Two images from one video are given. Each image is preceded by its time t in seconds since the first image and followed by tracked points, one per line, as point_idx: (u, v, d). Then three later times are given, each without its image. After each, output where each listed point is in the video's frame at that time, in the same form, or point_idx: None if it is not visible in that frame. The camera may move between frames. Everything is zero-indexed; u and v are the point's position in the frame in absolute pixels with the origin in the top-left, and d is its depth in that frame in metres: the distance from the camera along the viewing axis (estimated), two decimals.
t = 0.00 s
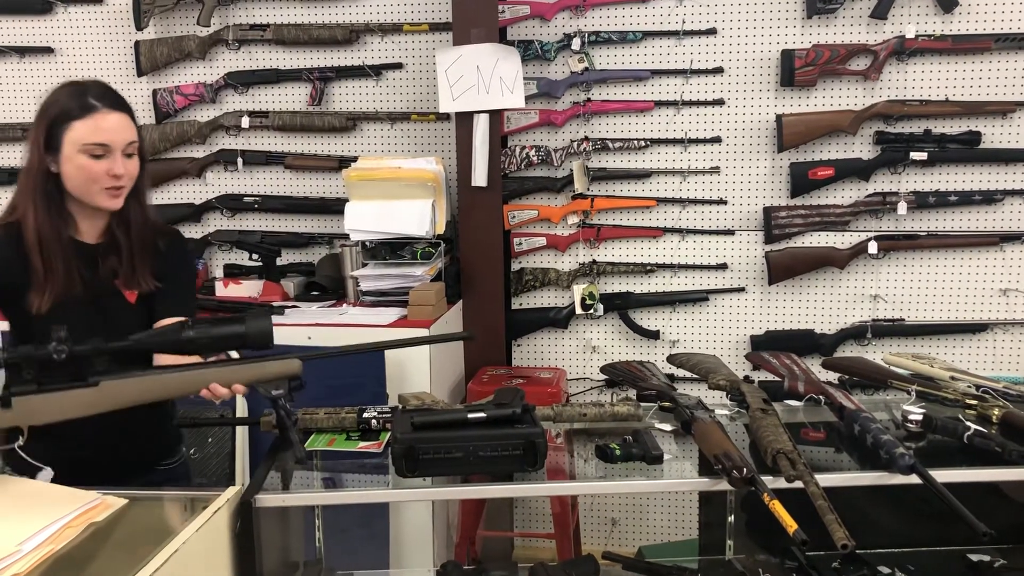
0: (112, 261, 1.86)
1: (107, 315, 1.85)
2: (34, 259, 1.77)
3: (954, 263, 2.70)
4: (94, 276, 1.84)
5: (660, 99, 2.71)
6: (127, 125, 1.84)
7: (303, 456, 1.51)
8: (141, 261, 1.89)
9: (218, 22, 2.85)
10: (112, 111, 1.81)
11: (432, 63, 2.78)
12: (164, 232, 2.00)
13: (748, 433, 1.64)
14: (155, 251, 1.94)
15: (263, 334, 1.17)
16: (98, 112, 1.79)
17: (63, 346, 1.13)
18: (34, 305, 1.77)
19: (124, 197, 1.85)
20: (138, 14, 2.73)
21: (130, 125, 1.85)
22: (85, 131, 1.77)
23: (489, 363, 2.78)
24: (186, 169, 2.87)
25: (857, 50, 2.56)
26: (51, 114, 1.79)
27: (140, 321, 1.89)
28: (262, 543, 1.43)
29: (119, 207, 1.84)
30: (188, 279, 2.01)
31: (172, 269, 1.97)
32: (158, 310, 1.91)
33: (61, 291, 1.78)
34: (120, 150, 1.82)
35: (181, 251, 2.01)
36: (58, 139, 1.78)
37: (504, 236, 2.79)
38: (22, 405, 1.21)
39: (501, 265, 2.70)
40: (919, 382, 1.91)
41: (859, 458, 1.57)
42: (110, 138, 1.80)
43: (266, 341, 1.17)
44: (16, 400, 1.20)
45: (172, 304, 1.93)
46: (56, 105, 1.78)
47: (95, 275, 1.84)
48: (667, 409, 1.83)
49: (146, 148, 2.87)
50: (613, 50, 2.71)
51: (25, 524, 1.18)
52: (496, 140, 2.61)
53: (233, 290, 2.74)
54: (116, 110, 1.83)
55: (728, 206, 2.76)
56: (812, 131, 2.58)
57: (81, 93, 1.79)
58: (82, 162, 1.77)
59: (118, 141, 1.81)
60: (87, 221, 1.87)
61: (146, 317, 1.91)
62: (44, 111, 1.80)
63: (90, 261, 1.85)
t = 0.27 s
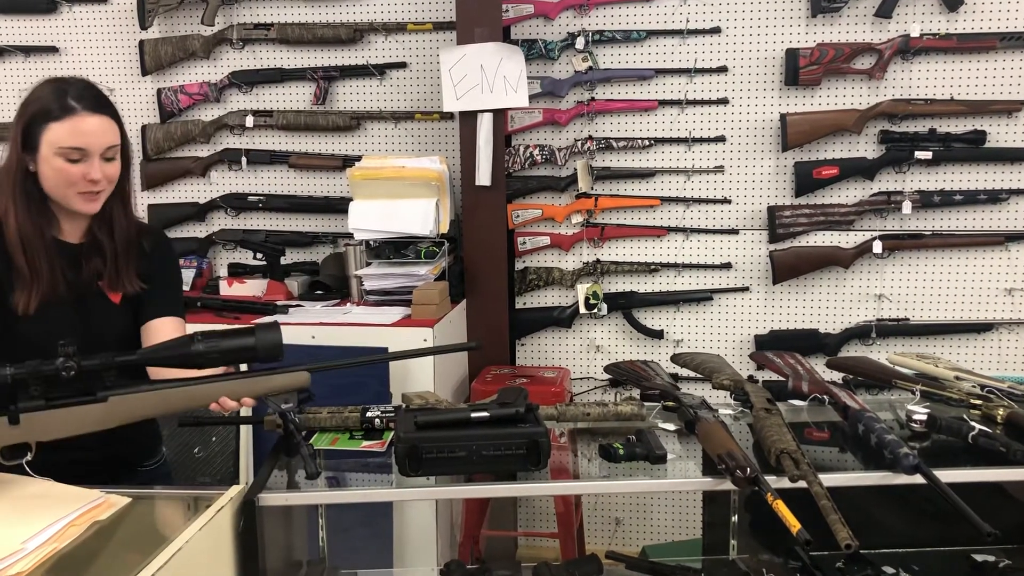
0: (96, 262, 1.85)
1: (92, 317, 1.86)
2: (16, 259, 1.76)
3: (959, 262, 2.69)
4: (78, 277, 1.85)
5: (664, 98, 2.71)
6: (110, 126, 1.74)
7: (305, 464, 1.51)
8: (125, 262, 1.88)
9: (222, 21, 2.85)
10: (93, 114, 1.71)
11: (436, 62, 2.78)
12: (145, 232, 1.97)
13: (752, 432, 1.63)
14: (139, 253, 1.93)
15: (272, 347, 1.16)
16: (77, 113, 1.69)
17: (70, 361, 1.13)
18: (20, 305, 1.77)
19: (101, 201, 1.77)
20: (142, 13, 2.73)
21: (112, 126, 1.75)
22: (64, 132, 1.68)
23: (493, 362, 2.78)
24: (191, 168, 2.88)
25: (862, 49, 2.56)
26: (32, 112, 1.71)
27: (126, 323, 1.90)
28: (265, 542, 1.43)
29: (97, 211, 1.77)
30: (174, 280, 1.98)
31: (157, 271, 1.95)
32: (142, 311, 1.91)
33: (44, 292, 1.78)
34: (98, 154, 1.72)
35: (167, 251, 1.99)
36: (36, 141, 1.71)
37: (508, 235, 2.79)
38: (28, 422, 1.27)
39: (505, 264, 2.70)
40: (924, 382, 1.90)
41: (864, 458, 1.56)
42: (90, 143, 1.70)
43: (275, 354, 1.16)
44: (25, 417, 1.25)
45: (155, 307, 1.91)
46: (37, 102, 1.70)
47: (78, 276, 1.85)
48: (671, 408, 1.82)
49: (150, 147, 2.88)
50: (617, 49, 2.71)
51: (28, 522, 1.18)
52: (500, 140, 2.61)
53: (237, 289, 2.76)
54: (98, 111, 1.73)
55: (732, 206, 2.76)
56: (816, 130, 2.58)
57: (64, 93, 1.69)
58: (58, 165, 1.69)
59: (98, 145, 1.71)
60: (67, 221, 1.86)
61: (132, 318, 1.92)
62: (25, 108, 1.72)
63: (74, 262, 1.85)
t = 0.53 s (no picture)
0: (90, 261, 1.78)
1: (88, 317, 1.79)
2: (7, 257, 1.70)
3: (960, 261, 2.69)
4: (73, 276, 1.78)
5: (666, 97, 2.70)
6: (97, 130, 1.61)
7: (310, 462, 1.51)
8: (121, 261, 1.80)
9: (224, 21, 2.85)
10: (75, 117, 1.57)
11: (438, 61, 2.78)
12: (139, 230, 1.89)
13: (754, 431, 1.63)
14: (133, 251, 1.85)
15: (280, 350, 1.15)
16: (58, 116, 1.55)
17: (79, 363, 1.12)
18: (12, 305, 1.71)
19: (85, 206, 1.66)
20: (144, 12, 2.73)
21: (99, 131, 1.61)
22: (44, 136, 1.55)
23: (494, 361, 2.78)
24: (193, 167, 2.88)
25: (864, 48, 2.56)
26: (16, 112, 1.59)
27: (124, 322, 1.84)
28: (267, 541, 1.43)
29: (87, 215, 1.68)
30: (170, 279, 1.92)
31: (154, 270, 1.88)
32: (141, 310, 1.85)
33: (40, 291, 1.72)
34: (81, 158, 1.59)
35: (164, 250, 1.92)
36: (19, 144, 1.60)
37: (509, 234, 2.79)
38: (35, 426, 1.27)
39: (506, 262, 2.70)
40: (926, 382, 1.90)
41: (865, 457, 1.56)
42: (72, 148, 1.57)
43: (283, 358, 1.16)
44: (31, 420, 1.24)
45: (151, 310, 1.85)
46: (20, 103, 1.57)
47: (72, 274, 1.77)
48: (673, 407, 1.82)
49: (152, 146, 2.88)
50: (618, 48, 2.71)
51: (30, 521, 1.18)
52: (501, 139, 2.61)
53: (239, 288, 2.76)
54: (84, 114, 1.59)
55: (734, 205, 2.75)
56: (818, 129, 2.57)
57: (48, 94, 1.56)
58: (39, 169, 1.57)
59: (80, 150, 1.58)
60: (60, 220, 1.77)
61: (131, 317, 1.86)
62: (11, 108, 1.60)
63: (69, 260, 1.78)
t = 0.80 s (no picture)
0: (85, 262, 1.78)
1: (84, 318, 1.79)
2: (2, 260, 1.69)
3: (960, 261, 2.69)
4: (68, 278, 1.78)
5: (665, 97, 2.71)
6: (101, 131, 1.63)
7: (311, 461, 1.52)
8: (115, 262, 1.81)
9: (224, 20, 2.85)
10: (81, 118, 1.59)
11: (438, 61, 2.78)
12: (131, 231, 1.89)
13: (753, 430, 1.64)
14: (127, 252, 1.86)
15: (281, 351, 1.16)
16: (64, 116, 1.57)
17: (80, 364, 1.13)
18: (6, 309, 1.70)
19: (87, 205, 1.68)
20: (144, 12, 2.73)
21: (102, 132, 1.63)
22: (51, 136, 1.56)
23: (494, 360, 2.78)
24: (193, 167, 2.88)
25: (863, 47, 2.56)
26: (15, 114, 1.59)
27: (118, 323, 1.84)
28: (267, 541, 1.43)
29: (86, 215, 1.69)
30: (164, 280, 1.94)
31: (149, 270, 1.90)
32: (135, 310, 1.86)
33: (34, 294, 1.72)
34: (86, 159, 1.61)
35: (156, 249, 1.93)
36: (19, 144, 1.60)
37: (509, 233, 2.79)
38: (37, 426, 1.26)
39: (506, 262, 2.70)
40: (926, 380, 1.90)
41: (865, 456, 1.56)
42: (79, 148, 1.59)
43: (284, 357, 1.16)
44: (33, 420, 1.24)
45: (148, 310, 1.87)
46: (22, 103, 1.57)
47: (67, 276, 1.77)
48: (672, 406, 1.82)
49: (152, 146, 2.88)
50: (618, 48, 2.71)
51: (29, 521, 1.18)
52: (501, 138, 2.61)
53: (239, 288, 2.76)
54: (88, 116, 1.61)
55: (733, 204, 2.75)
56: (818, 129, 2.58)
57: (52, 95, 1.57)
58: (43, 169, 1.58)
59: (86, 150, 1.60)
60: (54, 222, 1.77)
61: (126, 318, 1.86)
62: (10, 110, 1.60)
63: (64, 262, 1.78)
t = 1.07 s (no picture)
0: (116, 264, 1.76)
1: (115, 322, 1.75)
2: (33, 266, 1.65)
3: (960, 260, 2.69)
4: (99, 281, 1.74)
5: (664, 97, 2.71)
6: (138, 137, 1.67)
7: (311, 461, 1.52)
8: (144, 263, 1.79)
9: (223, 21, 2.85)
10: (125, 126, 1.63)
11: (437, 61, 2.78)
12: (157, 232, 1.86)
13: (752, 430, 1.64)
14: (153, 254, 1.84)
15: (281, 350, 1.17)
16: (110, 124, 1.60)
17: (80, 364, 1.13)
18: (28, 315, 1.67)
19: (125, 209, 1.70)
20: (143, 13, 2.73)
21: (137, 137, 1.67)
22: (99, 143, 1.59)
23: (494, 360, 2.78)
24: (193, 168, 2.88)
25: (862, 47, 2.56)
26: (54, 120, 1.59)
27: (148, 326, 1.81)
28: (268, 541, 1.44)
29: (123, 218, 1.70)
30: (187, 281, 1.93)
31: (173, 270, 1.89)
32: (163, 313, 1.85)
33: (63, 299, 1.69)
34: (129, 164, 1.64)
35: (177, 250, 1.90)
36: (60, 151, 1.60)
37: (509, 233, 2.79)
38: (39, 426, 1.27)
39: (506, 261, 2.71)
40: (925, 380, 1.91)
41: (864, 455, 1.57)
42: (125, 154, 1.62)
43: (283, 357, 1.17)
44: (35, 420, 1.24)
45: (178, 313, 1.88)
46: (62, 111, 1.58)
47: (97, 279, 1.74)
48: (672, 405, 1.82)
49: (152, 147, 2.88)
50: (617, 48, 2.71)
51: (29, 522, 1.18)
52: (501, 138, 2.61)
53: (240, 288, 2.76)
54: (128, 122, 1.64)
55: (733, 204, 2.76)
56: (817, 128, 2.58)
57: (95, 102, 1.59)
58: (89, 175, 1.60)
59: (129, 156, 1.64)
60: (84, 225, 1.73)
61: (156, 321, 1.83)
62: (48, 118, 1.60)
63: (93, 266, 1.74)
